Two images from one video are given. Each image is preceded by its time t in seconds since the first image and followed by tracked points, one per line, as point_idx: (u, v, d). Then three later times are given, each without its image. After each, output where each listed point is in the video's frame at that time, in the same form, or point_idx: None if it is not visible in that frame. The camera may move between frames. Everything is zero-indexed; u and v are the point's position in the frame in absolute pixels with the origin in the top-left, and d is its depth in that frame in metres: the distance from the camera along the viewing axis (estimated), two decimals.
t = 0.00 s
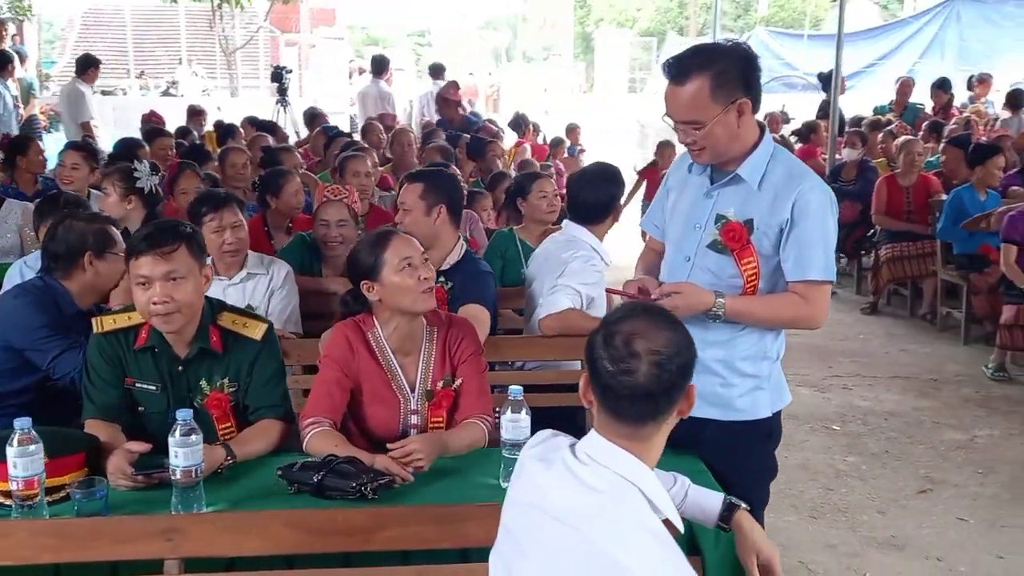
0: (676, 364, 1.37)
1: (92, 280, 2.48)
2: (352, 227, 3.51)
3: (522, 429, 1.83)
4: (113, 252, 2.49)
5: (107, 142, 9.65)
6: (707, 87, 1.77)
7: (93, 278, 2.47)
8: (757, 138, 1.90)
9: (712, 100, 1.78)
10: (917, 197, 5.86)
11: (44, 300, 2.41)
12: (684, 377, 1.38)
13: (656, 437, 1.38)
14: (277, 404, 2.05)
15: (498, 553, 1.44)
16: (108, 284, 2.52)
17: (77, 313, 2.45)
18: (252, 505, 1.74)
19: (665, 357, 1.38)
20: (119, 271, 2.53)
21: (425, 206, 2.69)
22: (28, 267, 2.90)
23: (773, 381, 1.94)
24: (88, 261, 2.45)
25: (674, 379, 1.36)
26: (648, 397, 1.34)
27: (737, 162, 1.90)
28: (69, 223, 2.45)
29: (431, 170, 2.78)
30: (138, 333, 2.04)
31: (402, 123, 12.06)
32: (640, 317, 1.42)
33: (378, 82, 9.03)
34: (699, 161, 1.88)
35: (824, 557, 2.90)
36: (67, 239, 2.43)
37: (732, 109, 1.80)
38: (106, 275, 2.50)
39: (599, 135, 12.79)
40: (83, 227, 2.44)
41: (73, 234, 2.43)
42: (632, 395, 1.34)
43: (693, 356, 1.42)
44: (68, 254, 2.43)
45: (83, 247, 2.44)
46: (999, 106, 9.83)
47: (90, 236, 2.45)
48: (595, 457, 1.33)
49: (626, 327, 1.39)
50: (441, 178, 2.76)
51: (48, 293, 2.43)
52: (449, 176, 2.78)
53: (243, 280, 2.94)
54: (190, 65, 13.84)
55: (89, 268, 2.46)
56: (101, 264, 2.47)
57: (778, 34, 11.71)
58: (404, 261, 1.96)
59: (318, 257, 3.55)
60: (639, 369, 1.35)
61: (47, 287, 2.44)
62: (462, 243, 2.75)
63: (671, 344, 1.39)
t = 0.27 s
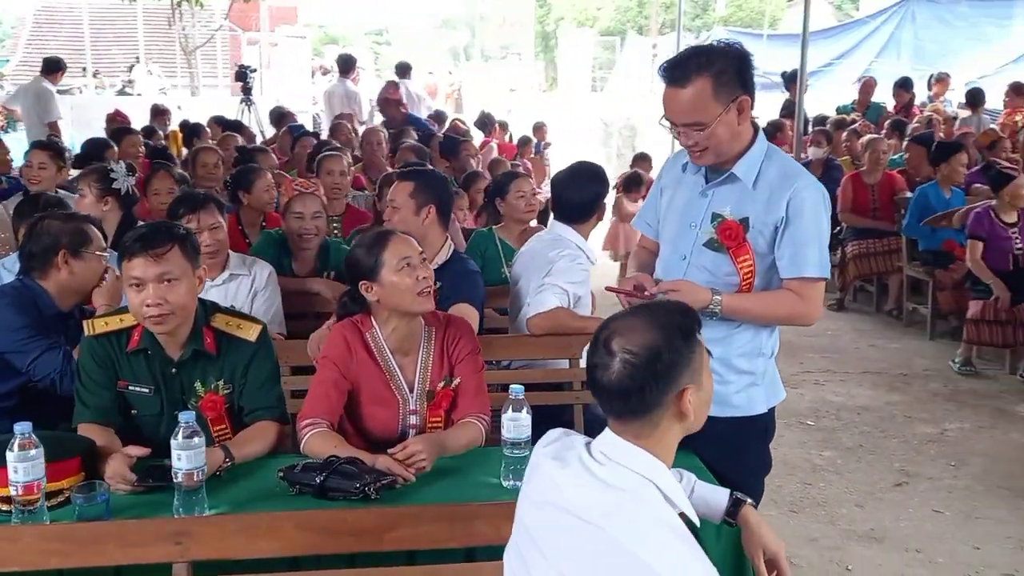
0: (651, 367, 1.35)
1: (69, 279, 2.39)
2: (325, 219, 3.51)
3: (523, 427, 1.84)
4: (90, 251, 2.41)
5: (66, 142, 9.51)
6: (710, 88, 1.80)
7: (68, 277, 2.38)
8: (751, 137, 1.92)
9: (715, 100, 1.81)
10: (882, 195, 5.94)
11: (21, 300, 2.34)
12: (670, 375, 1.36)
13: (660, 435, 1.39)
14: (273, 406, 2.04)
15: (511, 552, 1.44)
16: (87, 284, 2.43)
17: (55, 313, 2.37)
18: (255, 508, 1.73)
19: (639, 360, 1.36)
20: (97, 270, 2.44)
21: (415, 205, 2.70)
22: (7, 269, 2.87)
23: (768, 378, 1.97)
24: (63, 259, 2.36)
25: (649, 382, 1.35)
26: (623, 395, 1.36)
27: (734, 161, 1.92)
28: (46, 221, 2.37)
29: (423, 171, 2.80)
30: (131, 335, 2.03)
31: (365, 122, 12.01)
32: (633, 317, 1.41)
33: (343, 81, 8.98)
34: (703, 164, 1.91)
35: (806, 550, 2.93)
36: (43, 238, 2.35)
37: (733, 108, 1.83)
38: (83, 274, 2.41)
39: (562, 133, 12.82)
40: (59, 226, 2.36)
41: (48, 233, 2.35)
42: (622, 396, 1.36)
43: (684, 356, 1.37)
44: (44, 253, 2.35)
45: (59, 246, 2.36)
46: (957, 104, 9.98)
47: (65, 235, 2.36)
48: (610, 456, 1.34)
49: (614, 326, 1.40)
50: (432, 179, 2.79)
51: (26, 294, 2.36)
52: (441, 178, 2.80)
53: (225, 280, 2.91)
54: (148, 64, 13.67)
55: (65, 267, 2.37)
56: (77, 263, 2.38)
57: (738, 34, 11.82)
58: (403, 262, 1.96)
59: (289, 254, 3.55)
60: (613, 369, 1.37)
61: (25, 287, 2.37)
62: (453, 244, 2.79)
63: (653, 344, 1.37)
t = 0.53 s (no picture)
0: (653, 377, 1.34)
1: (47, 283, 2.32)
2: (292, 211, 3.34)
3: (527, 429, 1.82)
4: (69, 253, 2.34)
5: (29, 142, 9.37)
6: (715, 88, 1.81)
7: (46, 281, 2.31)
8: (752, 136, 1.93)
9: (720, 99, 1.82)
10: (854, 192, 6.01)
11: None
12: (675, 381, 1.35)
13: (678, 436, 1.38)
14: (271, 410, 2.02)
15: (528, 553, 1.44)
16: (66, 287, 2.36)
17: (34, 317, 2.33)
18: (260, 513, 1.71)
19: (642, 370, 1.35)
20: (77, 273, 2.37)
21: (403, 207, 2.67)
22: None
23: (768, 377, 1.97)
24: (41, 263, 2.29)
25: (651, 393, 1.34)
26: (627, 406, 1.36)
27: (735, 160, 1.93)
28: (23, 223, 2.31)
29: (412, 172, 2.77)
30: (124, 339, 1.99)
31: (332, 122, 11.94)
32: (639, 321, 1.40)
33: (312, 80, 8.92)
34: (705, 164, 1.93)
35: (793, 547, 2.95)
36: (20, 241, 2.29)
37: (736, 108, 1.85)
38: (62, 278, 2.34)
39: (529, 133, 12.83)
40: (36, 228, 2.30)
41: (25, 236, 2.29)
42: (630, 403, 1.36)
43: (689, 362, 1.35)
44: (20, 257, 2.29)
45: (36, 249, 2.29)
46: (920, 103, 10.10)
47: (42, 237, 2.30)
48: (632, 460, 1.34)
49: (618, 335, 1.40)
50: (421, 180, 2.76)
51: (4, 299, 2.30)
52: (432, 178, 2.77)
53: (210, 283, 2.88)
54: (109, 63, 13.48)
55: (43, 271, 2.30)
56: (55, 267, 2.31)
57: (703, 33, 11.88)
58: (408, 267, 1.94)
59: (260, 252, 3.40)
60: (617, 380, 1.37)
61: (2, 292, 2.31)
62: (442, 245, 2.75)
63: (656, 353, 1.35)
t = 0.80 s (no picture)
0: (679, 380, 1.33)
1: (35, 287, 2.24)
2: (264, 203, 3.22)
3: (540, 430, 1.81)
4: (57, 255, 2.26)
5: None
6: (726, 86, 1.80)
7: (34, 284, 2.23)
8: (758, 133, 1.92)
9: (730, 97, 1.81)
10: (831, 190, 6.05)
11: None
12: (703, 380, 1.33)
13: (706, 435, 1.36)
14: (275, 413, 2.00)
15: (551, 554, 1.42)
16: (55, 291, 2.28)
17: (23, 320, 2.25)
18: (271, 517, 1.68)
19: (668, 372, 1.34)
20: (66, 276, 2.29)
21: (393, 207, 2.66)
22: None
23: (777, 375, 1.95)
24: (28, 266, 2.21)
25: (678, 396, 1.33)
26: (653, 408, 1.35)
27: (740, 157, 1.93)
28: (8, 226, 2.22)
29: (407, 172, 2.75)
30: (124, 341, 1.95)
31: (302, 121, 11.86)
32: (658, 323, 1.39)
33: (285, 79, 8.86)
34: (714, 163, 1.92)
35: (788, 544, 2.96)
36: (6, 243, 2.20)
37: (746, 106, 1.84)
38: (50, 281, 2.26)
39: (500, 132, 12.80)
40: (23, 230, 2.21)
41: (12, 238, 2.20)
42: (657, 408, 1.35)
43: (715, 360, 1.34)
44: (7, 259, 2.20)
45: (23, 251, 2.21)
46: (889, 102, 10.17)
47: (29, 240, 2.21)
48: (659, 460, 1.32)
49: (640, 338, 1.38)
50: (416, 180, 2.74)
51: None
52: (427, 179, 2.75)
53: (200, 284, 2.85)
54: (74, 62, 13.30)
55: (30, 275, 2.22)
56: (43, 270, 2.23)
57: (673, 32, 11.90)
58: (415, 269, 1.92)
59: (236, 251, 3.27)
60: (642, 383, 1.36)
61: None
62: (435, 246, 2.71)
63: (680, 354, 1.34)
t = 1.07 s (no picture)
0: (723, 392, 1.31)
1: (35, 296, 2.15)
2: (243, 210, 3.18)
3: (555, 439, 1.78)
4: (56, 263, 2.17)
5: None
6: (737, 94, 1.78)
7: (34, 293, 2.13)
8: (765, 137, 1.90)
9: (740, 104, 1.79)
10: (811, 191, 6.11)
11: None
12: (743, 389, 1.32)
13: (742, 444, 1.35)
14: (281, 423, 1.96)
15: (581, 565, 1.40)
16: (56, 300, 2.18)
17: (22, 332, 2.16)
18: (284, 531, 1.65)
19: (707, 378, 1.32)
20: (66, 284, 2.20)
21: (388, 213, 2.63)
22: None
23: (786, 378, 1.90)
24: (27, 274, 2.12)
25: (721, 405, 1.32)
26: (693, 417, 1.34)
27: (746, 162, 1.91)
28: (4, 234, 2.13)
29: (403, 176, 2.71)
30: (127, 351, 1.91)
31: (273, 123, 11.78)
32: (693, 330, 1.37)
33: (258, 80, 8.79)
34: (722, 169, 1.90)
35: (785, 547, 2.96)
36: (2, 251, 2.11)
37: (756, 112, 1.82)
38: (50, 289, 2.17)
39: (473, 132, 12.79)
40: (19, 238, 2.12)
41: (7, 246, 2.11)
42: (693, 415, 1.33)
43: (756, 366, 1.33)
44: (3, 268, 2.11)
45: (21, 260, 2.12)
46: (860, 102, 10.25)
47: (26, 247, 2.12)
48: (693, 470, 1.30)
49: (676, 347, 1.36)
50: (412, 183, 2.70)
51: None
52: (423, 181, 2.70)
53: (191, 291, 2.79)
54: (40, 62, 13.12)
55: (29, 283, 2.13)
56: (42, 278, 2.14)
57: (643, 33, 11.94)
58: (418, 276, 1.87)
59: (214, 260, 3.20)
60: (682, 391, 1.34)
61: None
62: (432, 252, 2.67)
63: (720, 362, 1.32)
